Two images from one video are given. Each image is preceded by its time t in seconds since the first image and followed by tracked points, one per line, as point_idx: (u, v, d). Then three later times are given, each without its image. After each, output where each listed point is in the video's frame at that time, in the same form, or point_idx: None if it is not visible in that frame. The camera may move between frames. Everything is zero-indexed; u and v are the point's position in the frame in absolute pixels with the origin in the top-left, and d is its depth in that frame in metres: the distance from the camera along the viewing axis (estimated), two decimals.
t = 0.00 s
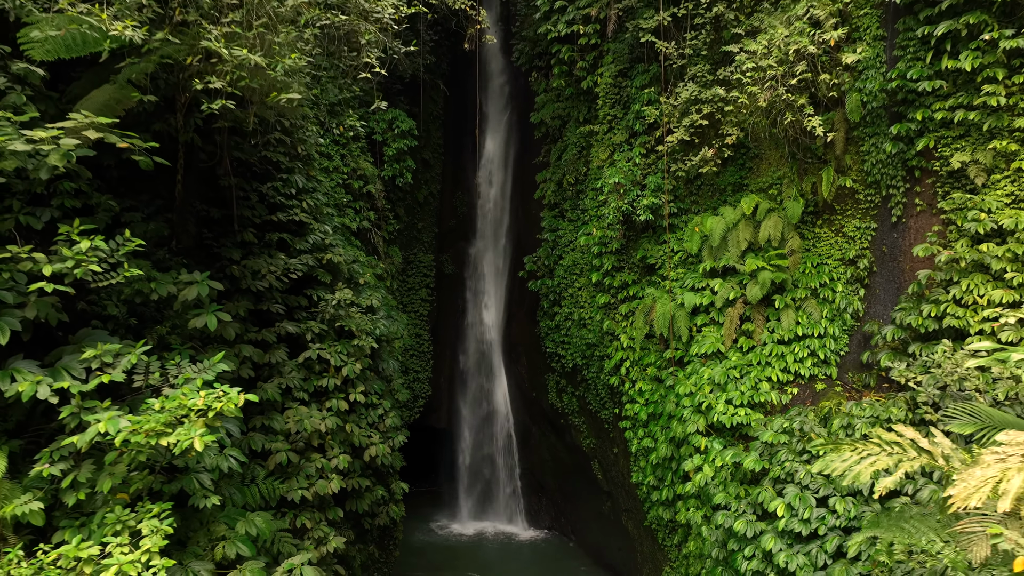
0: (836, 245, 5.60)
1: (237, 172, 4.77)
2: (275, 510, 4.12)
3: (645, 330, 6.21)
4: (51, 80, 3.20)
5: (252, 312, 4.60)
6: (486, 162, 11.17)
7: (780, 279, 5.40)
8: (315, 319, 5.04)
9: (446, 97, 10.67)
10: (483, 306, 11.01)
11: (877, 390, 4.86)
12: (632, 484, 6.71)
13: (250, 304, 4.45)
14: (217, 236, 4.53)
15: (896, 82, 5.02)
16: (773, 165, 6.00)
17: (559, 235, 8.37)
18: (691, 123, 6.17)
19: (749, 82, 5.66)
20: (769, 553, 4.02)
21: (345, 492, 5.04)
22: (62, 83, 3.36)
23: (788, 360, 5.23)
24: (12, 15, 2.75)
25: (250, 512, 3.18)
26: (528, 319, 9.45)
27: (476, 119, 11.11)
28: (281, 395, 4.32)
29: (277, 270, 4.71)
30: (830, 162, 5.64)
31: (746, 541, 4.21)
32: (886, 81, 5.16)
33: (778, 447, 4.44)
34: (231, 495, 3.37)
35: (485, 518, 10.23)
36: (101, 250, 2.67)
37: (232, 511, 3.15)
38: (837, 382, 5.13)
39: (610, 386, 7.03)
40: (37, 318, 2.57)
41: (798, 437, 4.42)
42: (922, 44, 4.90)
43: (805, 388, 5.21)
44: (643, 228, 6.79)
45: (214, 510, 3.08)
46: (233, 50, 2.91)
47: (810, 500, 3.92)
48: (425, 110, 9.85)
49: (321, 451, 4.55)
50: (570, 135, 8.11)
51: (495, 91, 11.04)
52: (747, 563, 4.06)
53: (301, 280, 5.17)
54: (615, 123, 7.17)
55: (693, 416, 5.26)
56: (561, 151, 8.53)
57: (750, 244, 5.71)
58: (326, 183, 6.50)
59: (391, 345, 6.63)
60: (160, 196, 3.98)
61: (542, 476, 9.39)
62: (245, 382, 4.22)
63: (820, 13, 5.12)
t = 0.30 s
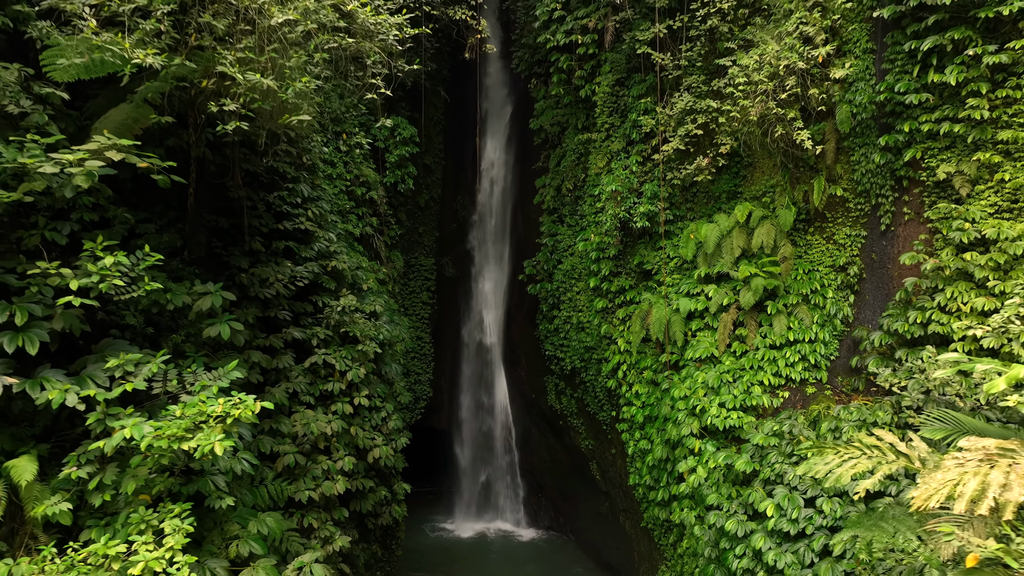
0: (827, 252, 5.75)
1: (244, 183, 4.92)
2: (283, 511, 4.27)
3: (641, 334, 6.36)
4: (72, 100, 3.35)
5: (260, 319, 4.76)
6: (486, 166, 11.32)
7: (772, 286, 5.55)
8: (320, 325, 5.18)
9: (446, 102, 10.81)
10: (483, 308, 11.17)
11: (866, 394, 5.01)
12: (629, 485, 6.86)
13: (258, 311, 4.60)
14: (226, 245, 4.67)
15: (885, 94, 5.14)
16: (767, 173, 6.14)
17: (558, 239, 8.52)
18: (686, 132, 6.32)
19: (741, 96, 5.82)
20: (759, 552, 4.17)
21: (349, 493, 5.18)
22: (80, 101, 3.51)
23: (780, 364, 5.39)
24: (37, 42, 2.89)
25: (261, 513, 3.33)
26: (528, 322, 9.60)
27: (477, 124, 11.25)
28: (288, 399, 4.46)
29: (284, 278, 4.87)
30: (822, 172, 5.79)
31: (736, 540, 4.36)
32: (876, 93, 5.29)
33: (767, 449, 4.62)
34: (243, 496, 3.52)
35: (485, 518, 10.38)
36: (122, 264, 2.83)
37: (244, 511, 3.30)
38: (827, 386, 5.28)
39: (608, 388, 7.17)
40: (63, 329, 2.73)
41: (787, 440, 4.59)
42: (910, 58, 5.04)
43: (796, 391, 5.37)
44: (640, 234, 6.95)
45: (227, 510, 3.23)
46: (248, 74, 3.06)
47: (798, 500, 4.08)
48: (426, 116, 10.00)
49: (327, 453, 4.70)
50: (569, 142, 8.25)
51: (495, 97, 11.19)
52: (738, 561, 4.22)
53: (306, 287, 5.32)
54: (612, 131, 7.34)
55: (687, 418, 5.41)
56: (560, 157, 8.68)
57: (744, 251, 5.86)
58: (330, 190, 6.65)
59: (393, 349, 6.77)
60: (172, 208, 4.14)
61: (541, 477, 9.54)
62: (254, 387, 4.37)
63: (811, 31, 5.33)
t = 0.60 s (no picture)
0: (818, 259, 5.89)
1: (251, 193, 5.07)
2: (289, 511, 4.41)
3: (638, 338, 6.51)
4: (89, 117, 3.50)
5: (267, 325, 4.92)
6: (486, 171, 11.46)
7: (764, 292, 5.71)
8: (325, 331, 5.33)
9: (447, 108, 10.94)
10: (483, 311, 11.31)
11: (855, 397, 5.16)
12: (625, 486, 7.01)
13: (265, 317, 4.75)
14: (234, 252, 4.81)
15: (874, 106, 5.28)
16: (760, 181, 6.28)
17: (557, 244, 8.68)
18: (682, 141, 6.47)
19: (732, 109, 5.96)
20: (749, 550, 4.32)
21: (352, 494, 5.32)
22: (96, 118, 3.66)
23: (771, 369, 5.54)
24: (59, 65, 3.05)
25: (270, 513, 3.48)
26: (527, 324, 9.75)
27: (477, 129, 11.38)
28: (294, 403, 4.59)
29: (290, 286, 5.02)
30: (813, 180, 5.93)
31: (728, 539, 4.51)
32: (865, 105, 5.44)
33: (758, 450, 4.80)
34: (252, 496, 3.66)
35: (484, 517, 10.52)
36: (141, 277, 2.99)
37: (254, 511, 3.44)
38: (817, 390, 5.43)
39: (606, 391, 7.32)
40: (85, 338, 2.89)
41: (777, 442, 4.76)
42: (898, 70, 5.18)
43: (787, 395, 5.52)
44: (636, 240, 7.11)
45: (238, 510, 3.37)
46: (259, 95, 3.21)
47: (786, 500, 4.24)
48: (427, 122, 10.14)
49: (332, 455, 4.84)
50: (568, 148, 8.40)
51: (494, 102, 11.32)
52: (728, 559, 4.37)
53: (311, 293, 5.46)
54: (610, 139, 7.51)
55: (682, 421, 5.57)
56: (559, 162, 8.81)
57: (737, 257, 6.00)
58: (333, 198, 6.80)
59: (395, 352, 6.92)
60: (182, 219, 4.30)
61: (540, 477, 9.68)
62: (261, 391, 4.52)
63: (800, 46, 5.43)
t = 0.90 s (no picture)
0: (810, 264, 6.04)
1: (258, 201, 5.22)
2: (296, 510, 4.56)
3: (634, 341, 6.66)
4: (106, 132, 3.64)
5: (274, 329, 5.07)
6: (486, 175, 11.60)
7: (757, 296, 5.86)
8: (329, 335, 5.47)
9: (447, 113, 11.09)
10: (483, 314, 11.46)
11: (844, 400, 5.32)
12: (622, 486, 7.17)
13: (272, 322, 4.90)
14: (241, 259, 4.95)
15: (863, 116, 5.43)
16: (754, 188, 6.43)
17: (555, 248, 8.84)
18: (677, 149, 6.62)
19: (724, 120, 6.11)
20: (740, 548, 4.47)
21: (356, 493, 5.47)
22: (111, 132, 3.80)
23: (764, 372, 5.70)
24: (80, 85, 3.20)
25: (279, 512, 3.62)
26: (526, 327, 9.91)
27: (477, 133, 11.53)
28: (300, 405, 4.73)
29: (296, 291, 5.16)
30: (805, 188, 6.08)
31: (720, 537, 4.67)
32: (855, 115, 5.58)
33: (749, 450, 4.98)
34: (262, 495, 3.81)
35: (484, 517, 10.66)
36: (158, 287, 3.14)
37: (264, 510, 3.58)
38: (808, 392, 5.59)
39: (603, 392, 7.48)
40: (105, 346, 3.04)
41: (768, 444, 4.94)
42: (886, 82, 5.32)
43: (778, 397, 5.67)
44: (633, 245, 7.26)
45: (249, 509, 3.52)
46: (269, 113, 3.36)
47: (777, 500, 4.40)
48: (428, 126, 10.28)
49: (337, 455, 4.99)
50: (567, 154, 8.55)
51: (494, 107, 11.47)
52: (721, 557, 4.54)
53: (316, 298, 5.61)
54: (607, 146, 7.67)
55: (676, 423, 5.73)
56: (558, 167, 8.95)
57: (731, 262, 6.15)
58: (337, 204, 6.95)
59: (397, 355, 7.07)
60: (193, 228, 4.45)
61: (539, 477, 9.82)
62: (268, 393, 4.67)
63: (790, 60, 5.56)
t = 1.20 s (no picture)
0: (803, 268, 6.17)
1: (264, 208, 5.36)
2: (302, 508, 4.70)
3: (631, 344, 6.80)
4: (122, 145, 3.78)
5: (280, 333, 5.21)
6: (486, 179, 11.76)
7: (751, 300, 6.00)
8: (333, 338, 5.60)
9: (448, 117, 11.23)
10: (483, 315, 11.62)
11: (835, 402, 5.47)
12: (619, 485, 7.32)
13: (278, 326, 5.04)
14: (249, 265, 5.09)
15: (854, 125, 5.56)
16: (748, 194, 6.56)
17: (554, 251, 8.98)
18: (673, 156, 6.76)
19: (718, 130, 6.30)
20: (732, 545, 4.61)
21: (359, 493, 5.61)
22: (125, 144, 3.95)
23: (757, 374, 5.84)
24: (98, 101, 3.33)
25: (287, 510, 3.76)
26: (526, 329, 10.07)
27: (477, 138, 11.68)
28: (306, 407, 4.86)
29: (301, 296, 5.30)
30: (798, 194, 6.22)
31: (713, 534, 4.83)
32: (846, 124, 5.72)
33: (741, 451, 5.17)
34: (270, 494, 3.95)
35: (484, 516, 10.80)
36: (173, 295, 3.28)
37: (273, 509, 3.72)
38: (800, 394, 5.74)
39: (601, 394, 7.61)
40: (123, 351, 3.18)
41: (760, 445, 5.12)
42: (876, 92, 5.45)
43: (771, 399, 5.81)
44: (631, 250, 7.40)
45: (259, 507, 3.66)
46: (279, 129, 3.52)
47: (768, 499, 4.56)
48: (428, 131, 10.41)
49: (341, 456, 5.13)
50: (565, 159, 8.69)
51: (495, 112, 11.63)
52: (714, 554, 4.70)
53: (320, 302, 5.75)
54: (605, 152, 7.81)
55: (672, 424, 5.87)
56: (558, 172, 9.09)
57: (726, 267, 6.28)
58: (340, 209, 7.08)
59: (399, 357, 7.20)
60: (202, 235, 4.59)
61: (539, 477, 9.96)
62: (275, 395, 4.81)
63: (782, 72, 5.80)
